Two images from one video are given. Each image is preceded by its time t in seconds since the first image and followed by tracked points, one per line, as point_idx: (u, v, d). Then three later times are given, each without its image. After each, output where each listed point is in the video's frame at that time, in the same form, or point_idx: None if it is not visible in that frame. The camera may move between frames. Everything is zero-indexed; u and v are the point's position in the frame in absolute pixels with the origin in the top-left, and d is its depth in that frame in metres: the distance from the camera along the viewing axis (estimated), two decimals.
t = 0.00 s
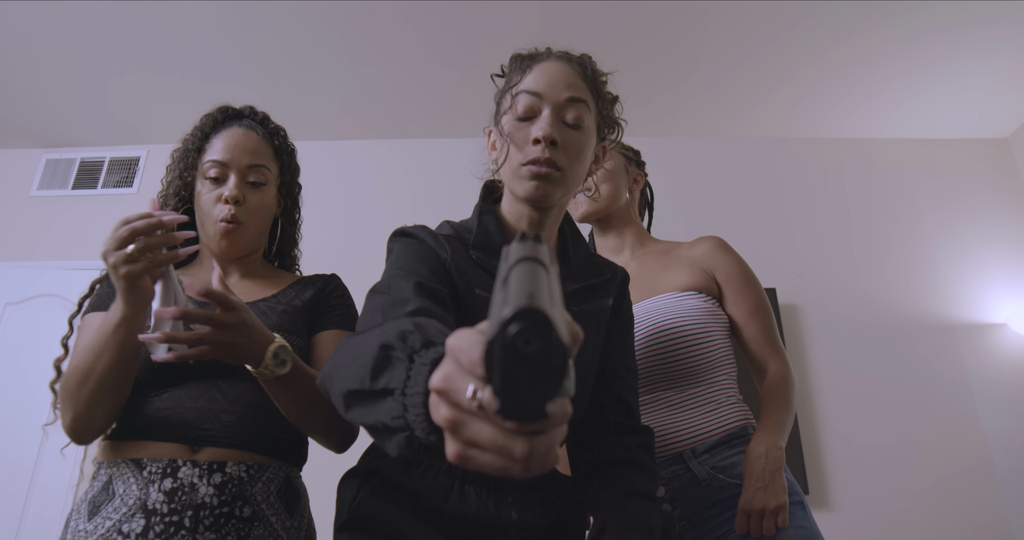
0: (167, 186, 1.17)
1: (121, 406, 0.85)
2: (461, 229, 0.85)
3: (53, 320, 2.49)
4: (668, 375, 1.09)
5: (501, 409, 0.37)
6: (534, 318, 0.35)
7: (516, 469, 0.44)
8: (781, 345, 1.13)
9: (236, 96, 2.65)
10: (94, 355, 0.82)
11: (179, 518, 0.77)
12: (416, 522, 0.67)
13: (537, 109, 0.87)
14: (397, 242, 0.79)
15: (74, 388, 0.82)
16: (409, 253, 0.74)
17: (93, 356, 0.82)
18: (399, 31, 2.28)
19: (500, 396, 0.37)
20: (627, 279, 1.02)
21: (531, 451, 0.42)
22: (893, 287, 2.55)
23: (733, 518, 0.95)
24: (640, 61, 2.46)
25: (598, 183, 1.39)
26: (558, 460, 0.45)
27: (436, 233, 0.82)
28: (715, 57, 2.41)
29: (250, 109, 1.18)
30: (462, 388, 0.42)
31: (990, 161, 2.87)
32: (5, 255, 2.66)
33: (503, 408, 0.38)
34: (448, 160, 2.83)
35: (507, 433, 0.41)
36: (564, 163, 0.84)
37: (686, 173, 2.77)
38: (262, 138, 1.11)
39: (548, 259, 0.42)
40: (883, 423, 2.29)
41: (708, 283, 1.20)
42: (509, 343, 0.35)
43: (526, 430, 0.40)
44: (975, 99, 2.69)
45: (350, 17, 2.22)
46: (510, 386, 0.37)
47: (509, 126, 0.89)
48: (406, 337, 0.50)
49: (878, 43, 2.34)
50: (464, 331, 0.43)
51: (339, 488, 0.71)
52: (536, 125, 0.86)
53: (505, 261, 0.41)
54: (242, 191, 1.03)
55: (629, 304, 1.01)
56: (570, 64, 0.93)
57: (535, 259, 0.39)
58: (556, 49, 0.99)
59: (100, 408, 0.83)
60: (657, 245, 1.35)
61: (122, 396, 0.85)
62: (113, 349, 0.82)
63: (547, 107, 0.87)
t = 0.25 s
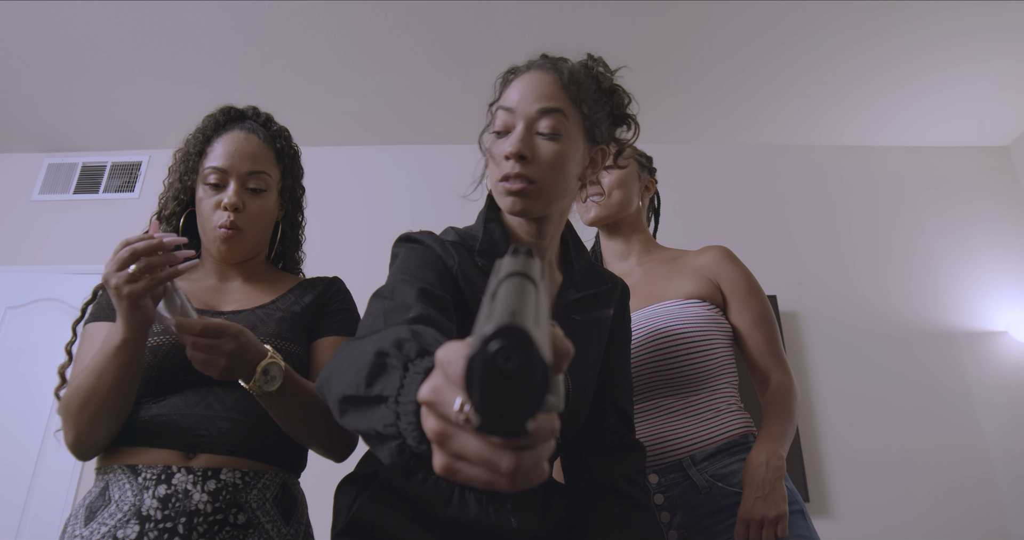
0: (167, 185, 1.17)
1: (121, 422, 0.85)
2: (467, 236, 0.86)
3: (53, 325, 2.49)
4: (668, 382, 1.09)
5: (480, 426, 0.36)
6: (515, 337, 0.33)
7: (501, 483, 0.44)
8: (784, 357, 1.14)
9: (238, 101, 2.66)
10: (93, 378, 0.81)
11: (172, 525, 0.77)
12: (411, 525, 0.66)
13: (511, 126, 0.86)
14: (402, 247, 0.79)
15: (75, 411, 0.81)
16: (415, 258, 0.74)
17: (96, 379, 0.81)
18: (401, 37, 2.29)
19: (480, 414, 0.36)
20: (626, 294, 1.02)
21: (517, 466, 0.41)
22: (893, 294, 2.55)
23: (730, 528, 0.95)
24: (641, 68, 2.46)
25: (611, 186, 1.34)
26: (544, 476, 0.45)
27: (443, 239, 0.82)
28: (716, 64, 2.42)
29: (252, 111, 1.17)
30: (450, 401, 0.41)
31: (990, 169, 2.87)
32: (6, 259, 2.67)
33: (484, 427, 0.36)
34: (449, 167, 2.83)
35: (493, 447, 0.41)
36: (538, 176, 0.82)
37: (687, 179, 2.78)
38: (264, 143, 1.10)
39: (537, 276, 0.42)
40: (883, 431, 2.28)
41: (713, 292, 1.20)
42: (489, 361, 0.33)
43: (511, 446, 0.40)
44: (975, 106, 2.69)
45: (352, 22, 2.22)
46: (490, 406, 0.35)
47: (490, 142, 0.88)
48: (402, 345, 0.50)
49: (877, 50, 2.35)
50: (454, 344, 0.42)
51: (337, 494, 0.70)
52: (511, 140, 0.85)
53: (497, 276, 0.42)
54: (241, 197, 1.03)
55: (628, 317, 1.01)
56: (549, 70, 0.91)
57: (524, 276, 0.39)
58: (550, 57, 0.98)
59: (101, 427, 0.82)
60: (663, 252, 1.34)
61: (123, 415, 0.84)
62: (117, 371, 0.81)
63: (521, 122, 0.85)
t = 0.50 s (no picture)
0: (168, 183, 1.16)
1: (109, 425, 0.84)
2: (469, 237, 0.85)
3: (52, 325, 2.49)
4: (673, 384, 1.08)
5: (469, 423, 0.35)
6: (507, 335, 0.32)
7: (491, 482, 0.43)
8: (791, 366, 1.14)
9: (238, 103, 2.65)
10: (81, 379, 0.80)
11: (166, 525, 0.76)
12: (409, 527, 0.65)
13: (494, 130, 0.86)
14: (404, 248, 0.78)
15: (60, 409, 0.81)
16: (416, 258, 0.73)
17: (81, 379, 0.81)
18: (401, 38, 2.29)
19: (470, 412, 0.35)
20: (626, 298, 1.02)
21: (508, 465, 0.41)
22: (892, 298, 2.54)
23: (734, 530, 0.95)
24: (641, 71, 2.46)
25: (624, 186, 1.39)
26: (534, 477, 0.44)
27: (446, 241, 0.81)
28: (716, 66, 2.41)
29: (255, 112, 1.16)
30: (442, 400, 0.41)
31: (990, 172, 2.86)
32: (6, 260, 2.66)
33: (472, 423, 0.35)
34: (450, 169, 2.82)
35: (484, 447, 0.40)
36: (518, 180, 0.83)
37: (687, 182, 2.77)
38: (267, 146, 1.10)
39: (531, 276, 0.41)
40: (883, 434, 2.27)
41: (722, 296, 1.20)
42: (481, 358, 0.33)
43: (503, 445, 0.39)
44: (975, 110, 2.68)
45: (352, 23, 2.22)
46: (479, 405, 0.34)
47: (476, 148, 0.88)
48: (398, 344, 0.49)
49: (877, 54, 2.34)
50: (449, 343, 0.41)
51: (336, 493, 0.70)
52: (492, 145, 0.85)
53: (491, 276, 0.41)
54: (243, 200, 1.02)
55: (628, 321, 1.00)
56: (533, 72, 0.91)
57: (518, 276, 0.38)
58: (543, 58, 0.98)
59: (86, 429, 0.82)
60: (672, 253, 1.35)
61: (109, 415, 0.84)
62: (104, 372, 0.80)
63: (501, 128, 0.85)
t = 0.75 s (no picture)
0: (169, 169, 1.13)
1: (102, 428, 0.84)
2: (467, 233, 0.85)
3: (53, 323, 2.49)
4: (682, 380, 1.09)
5: (466, 415, 0.35)
6: (503, 326, 0.32)
7: (488, 475, 0.43)
8: (801, 363, 1.15)
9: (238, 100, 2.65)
10: (74, 391, 0.80)
11: (169, 521, 0.77)
12: (413, 524, 0.66)
13: (489, 127, 0.86)
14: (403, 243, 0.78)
15: (50, 422, 0.81)
16: (415, 254, 0.73)
17: (72, 392, 0.80)
18: (402, 36, 2.29)
19: (467, 402, 0.35)
20: (624, 295, 1.02)
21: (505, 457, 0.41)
22: (892, 295, 2.54)
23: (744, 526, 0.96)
24: (642, 68, 2.46)
25: (635, 180, 1.39)
26: (530, 470, 0.44)
27: (443, 236, 0.81)
28: (716, 63, 2.41)
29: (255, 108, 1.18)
30: (439, 392, 0.41)
31: (990, 169, 2.86)
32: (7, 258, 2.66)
33: (468, 414, 0.36)
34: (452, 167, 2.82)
35: (481, 439, 0.40)
36: (516, 175, 0.83)
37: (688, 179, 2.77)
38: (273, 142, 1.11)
39: (529, 271, 0.41)
40: (884, 431, 2.28)
41: (732, 293, 1.21)
42: (477, 350, 0.33)
43: (499, 437, 0.39)
44: (975, 107, 2.68)
45: (352, 21, 2.22)
46: (476, 396, 0.34)
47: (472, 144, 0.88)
48: (396, 339, 0.49)
49: (878, 51, 2.34)
50: (446, 336, 0.41)
51: (335, 490, 0.70)
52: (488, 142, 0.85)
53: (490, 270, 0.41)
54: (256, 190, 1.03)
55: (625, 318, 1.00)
56: (525, 69, 0.91)
57: (515, 270, 0.38)
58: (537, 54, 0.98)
59: (76, 437, 0.82)
60: (682, 249, 1.35)
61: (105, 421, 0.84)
62: (97, 384, 0.81)
63: (496, 124, 0.85)
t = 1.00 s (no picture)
0: (155, 162, 1.12)
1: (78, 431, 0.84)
2: (467, 235, 0.85)
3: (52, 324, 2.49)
4: (688, 383, 1.09)
5: (468, 420, 0.35)
6: (506, 332, 0.33)
7: (490, 478, 0.43)
8: (807, 368, 1.15)
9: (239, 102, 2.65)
10: (45, 397, 0.81)
11: (164, 524, 0.79)
12: (411, 527, 0.66)
13: (489, 130, 0.86)
14: (403, 245, 0.78)
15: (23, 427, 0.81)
16: (416, 256, 0.73)
17: (48, 397, 0.81)
18: (403, 38, 2.29)
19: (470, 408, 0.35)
20: (623, 300, 1.02)
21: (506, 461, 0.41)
22: (892, 298, 2.54)
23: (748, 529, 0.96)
24: (642, 71, 2.46)
25: (643, 183, 1.39)
26: (532, 474, 0.44)
27: (444, 238, 0.81)
28: (716, 65, 2.41)
29: (242, 106, 1.19)
30: (442, 396, 0.41)
31: (990, 173, 2.86)
32: (6, 259, 2.66)
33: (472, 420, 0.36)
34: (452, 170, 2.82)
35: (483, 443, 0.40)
36: (518, 179, 0.83)
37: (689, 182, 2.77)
38: (263, 141, 1.13)
39: (532, 276, 0.42)
40: (883, 434, 2.28)
41: (739, 297, 1.21)
42: (481, 356, 0.33)
43: (501, 441, 0.39)
44: (974, 111, 2.69)
45: (353, 23, 2.22)
46: (479, 401, 0.35)
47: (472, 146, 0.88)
48: (398, 341, 0.49)
49: (878, 54, 2.34)
50: (448, 340, 0.41)
51: (332, 495, 0.69)
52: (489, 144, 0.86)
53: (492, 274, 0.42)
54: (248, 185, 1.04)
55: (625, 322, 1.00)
56: (527, 73, 0.91)
57: (518, 274, 0.38)
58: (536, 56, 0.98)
59: (52, 443, 0.82)
60: (690, 251, 1.35)
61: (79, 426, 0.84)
62: (71, 395, 0.82)
63: (497, 126, 0.85)
